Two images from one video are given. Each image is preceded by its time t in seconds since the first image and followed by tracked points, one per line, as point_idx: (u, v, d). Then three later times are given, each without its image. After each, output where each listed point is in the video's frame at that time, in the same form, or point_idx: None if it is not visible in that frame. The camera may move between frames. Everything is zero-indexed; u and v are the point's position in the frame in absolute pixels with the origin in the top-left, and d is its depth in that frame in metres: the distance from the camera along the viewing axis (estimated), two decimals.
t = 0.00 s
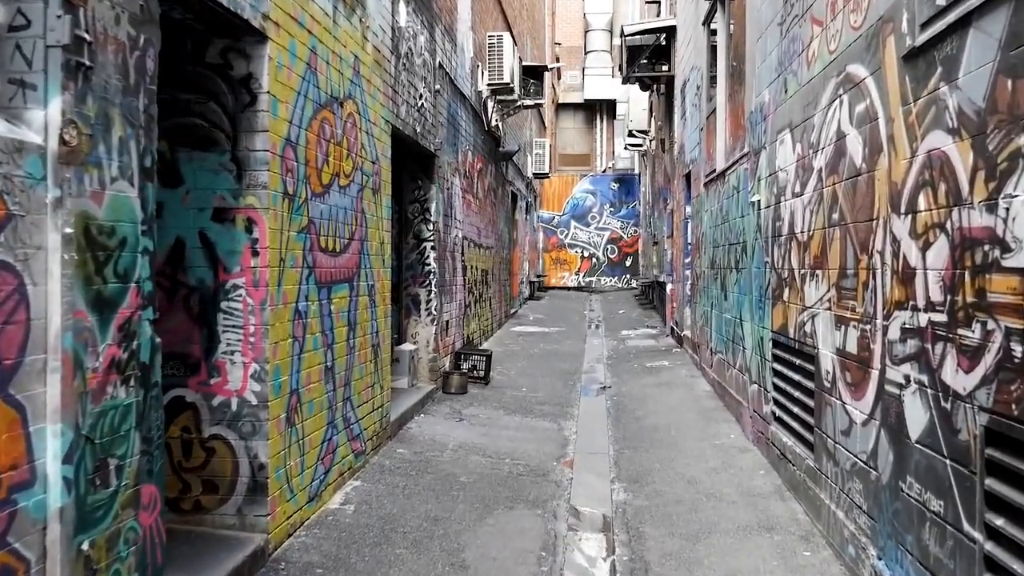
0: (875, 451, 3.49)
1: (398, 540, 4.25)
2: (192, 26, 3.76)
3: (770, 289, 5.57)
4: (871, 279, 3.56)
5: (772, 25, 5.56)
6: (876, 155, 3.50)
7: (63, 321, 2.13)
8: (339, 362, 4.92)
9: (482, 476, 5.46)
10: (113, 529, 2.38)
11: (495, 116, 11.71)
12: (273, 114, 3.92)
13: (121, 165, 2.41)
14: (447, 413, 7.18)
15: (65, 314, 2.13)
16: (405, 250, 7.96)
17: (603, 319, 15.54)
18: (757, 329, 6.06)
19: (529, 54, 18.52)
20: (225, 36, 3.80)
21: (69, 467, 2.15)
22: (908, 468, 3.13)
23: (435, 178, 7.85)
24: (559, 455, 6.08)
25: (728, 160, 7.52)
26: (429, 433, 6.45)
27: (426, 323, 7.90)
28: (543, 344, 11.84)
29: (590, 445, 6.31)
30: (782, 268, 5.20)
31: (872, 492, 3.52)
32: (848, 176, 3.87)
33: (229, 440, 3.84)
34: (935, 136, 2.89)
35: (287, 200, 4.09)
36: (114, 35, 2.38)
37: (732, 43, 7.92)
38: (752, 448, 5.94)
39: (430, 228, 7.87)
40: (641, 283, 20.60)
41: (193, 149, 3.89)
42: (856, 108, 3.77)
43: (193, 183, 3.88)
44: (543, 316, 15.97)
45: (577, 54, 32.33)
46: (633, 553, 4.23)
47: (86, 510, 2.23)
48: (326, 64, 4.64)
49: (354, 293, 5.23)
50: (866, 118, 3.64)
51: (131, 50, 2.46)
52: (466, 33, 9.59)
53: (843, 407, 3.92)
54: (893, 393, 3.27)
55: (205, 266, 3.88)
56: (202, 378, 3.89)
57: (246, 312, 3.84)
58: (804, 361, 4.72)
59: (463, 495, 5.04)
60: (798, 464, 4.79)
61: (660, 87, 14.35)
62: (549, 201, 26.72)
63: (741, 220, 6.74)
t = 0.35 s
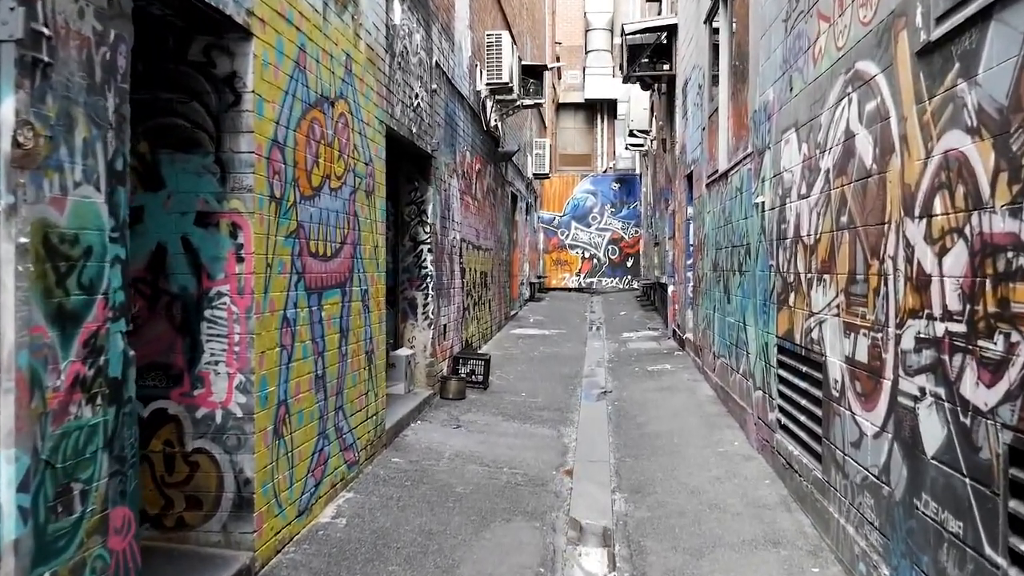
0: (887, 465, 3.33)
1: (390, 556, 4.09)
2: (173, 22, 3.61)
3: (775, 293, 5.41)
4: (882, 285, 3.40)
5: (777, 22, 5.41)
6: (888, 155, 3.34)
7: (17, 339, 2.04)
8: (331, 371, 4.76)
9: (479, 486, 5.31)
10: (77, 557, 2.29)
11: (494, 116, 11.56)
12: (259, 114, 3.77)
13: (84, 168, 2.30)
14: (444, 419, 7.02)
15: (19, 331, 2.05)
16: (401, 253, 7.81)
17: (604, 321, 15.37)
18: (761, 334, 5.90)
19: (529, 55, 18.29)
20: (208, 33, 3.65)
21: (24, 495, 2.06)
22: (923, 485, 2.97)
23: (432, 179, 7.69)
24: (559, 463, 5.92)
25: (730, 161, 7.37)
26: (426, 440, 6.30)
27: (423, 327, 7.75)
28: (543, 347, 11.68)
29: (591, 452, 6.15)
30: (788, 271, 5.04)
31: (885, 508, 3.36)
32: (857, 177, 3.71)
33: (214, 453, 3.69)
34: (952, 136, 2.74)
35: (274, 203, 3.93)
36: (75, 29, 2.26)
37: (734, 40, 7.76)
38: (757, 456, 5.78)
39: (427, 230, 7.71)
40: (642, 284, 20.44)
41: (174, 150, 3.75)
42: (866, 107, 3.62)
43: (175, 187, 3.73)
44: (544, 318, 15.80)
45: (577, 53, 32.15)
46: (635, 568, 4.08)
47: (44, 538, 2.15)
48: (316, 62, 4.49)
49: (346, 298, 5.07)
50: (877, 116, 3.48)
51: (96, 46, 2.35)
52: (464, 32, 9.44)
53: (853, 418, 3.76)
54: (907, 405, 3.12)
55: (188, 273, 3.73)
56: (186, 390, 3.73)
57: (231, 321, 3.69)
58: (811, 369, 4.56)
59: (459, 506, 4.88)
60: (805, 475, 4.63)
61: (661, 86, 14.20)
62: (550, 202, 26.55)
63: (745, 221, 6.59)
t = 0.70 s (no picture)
0: (903, 479, 3.15)
1: (381, 572, 3.90)
2: (151, 14, 3.44)
3: (781, 295, 5.23)
4: (897, 289, 3.22)
5: (782, 15, 5.23)
6: (903, 152, 3.16)
7: None
8: (320, 377, 4.59)
9: (475, 496, 5.12)
10: None
11: (493, 116, 11.38)
12: (242, 111, 3.60)
13: (37, 167, 2.20)
14: (441, 425, 6.84)
15: None
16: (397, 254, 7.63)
17: (605, 323, 15.16)
18: (766, 338, 5.72)
19: (528, 52, 18.24)
20: (187, 25, 3.48)
21: None
22: (943, 501, 2.79)
23: (428, 179, 7.51)
24: (557, 471, 5.74)
25: (733, 159, 7.19)
26: (421, 447, 6.12)
27: (419, 330, 7.57)
28: (543, 349, 11.50)
29: (591, 460, 5.97)
30: (795, 273, 4.86)
31: (900, 524, 3.18)
32: (869, 175, 3.53)
33: (194, 466, 3.53)
34: (974, 130, 2.57)
35: (258, 204, 3.76)
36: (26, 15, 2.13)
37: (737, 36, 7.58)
38: (762, 464, 5.60)
39: (423, 231, 7.53)
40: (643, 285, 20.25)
41: (153, 149, 3.57)
42: (878, 101, 3.44)
43: (153, 187, 3.56)
44: (545, 320, 15.61)
45: (577, 52, 31.98)
46: None
47: None
48: (303, 56, 4.31)
49: (337, 302, 4.90)
50: (890, 111, 3.30)
51: (51, 35, 2.22)
52: (461, 29, 9.26)
53: (865, 428, 3.58)
54: (925, 416, 2.93)
55: (167, 278, 3.56)
56: (165, 399, 3.56)
57: (212, 328, 3.52)
58: (819, 375, 4.38)
59: (454, 518, 4.71)
60: (813, 485, 4.45)
61: (662, 84, 14.03)
62: (550, 202, 26.38)
63: (748, 221, 6.41)
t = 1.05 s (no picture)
0: (918, 486, 2.98)
1: None
2: None
3: (786, 294, 5.07)
4: (911, 286, 3.05)
5: (788, 4, 5.06)
6: (919, 142, 2.99)
7: None
8: (309, 378, 4.42)
9: (470, 500, 4.96)
10: None
11: (491, 112, 11.21)
12: (224, 99, 3.44)
13: None
14: (436, 427, 6.68)
15: None
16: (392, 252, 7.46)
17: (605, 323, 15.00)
18: (770, 338, 5.56)
19: (528, 49, 18.10)
20: (167, 9, 3.33)
21: None
22: (964, 511, 2.62)
23: (424, 175, 7.36)
24: (555, 475, 5.58)
25: (737, 155, 7.02)
26: (415, 450, 5.96)
27: (415, 330, 7.39)
28: (542, 349, 11.33)
29: (590, 463, 5.81)
30: (801, 271, 4.70)
31: (916, 534, 3.01)
32: (882, 167, 3.36)
33: (173, 472, 3.37)
34: (997, 115, 2.40)
35: (242, 197, 3.60)
36: None
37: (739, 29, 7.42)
38: (766, 468, 5.43)
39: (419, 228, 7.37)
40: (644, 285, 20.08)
41: (130, 139, 3.41)
42: (891, 90, 3.28)
43: (131, 178, 3.40)
44: (545, 320, 15.43)
45: (577, 52, 31.81)
46: None
47: None
48: (291, 44, 4.15)
49: (327, 301, 4.73)
50: (905, 98, 3.14)
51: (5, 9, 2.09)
52: (459, 23, 9.09)
53: (877, 432, 3.42)
54: (943, 421, 2.77)
55: (145, 274, 3.40)
56: (143, 401, 3.40)
57: (192, 326, 3.36)
58: (826, 376, 4.22)
59: (448, 524, 4.54)
60: (820, 490, 4.29)
61: (663, 81, 13.87)
62: (550, 202, 26.13)
63: (752, 218, 6.24)
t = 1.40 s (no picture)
0: (937, 500, 2.81)
1: None
2: None
3: (792, 295, 4.90)
4: (929, 287, 2.89)
5: None
6: (937, 134, 2.82)
7: None
8: (298, 382, 4.26)
9: (466, 509, 4.79)
10: None
11: (490, 110, 11.05)
12: (205, 89, 3.27)
13: None
14: (432, 431, 6.51)
15: None
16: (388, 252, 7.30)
17: (605, 324, 14.84)
18: (775, 341, 5.39)
19: (529, 46, 17.93)
20: None
21: None
22: (989, 529, 2.45)
23: (421, 173, 7.21)
24: (554, 481, 5.41)
25: (740, 153, 6.86)
26: (410, 455, 5.79)
27: (411, 331, 7.23)
28: (542, 351, 11.17)
29: (590, 469, 5.64)
30: (808, 271, 4.53)
31: (935, 551, 2.84)
32: (896, 162, 3.20)
33: (150, 482, 3.21)
34: None
35: (225, 193, 3.44)
36: None
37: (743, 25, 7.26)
38: (772, 475, 5.26)
39: (415, 227, 7.21)
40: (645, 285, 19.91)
41: (107, 131, 3.25)
42: (906, 80, 3.11)
43: (107, 173, 3.24)
44: (544, 321, 15.26)
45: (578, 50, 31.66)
46: None
47: None
48: (278, 34, 3.98)
49: (318, 302, 4.57)
50: (922, 89, 2.97)
51: None
52: (457, 19, 8.93)
53: (891, 441, 3.25)
54: (964, 431, 2.60)
55: (121, 273, 3.23)
56: (119, 408, 3.24)
57: (172, 328, 3.19)
58: (836, 380, 4.05)
59: (441, 534, 4.37)
60: (829, 500, 4.12)
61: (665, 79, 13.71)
62: (551, 202, 25.95)
63: (756, 217, 6.08)
